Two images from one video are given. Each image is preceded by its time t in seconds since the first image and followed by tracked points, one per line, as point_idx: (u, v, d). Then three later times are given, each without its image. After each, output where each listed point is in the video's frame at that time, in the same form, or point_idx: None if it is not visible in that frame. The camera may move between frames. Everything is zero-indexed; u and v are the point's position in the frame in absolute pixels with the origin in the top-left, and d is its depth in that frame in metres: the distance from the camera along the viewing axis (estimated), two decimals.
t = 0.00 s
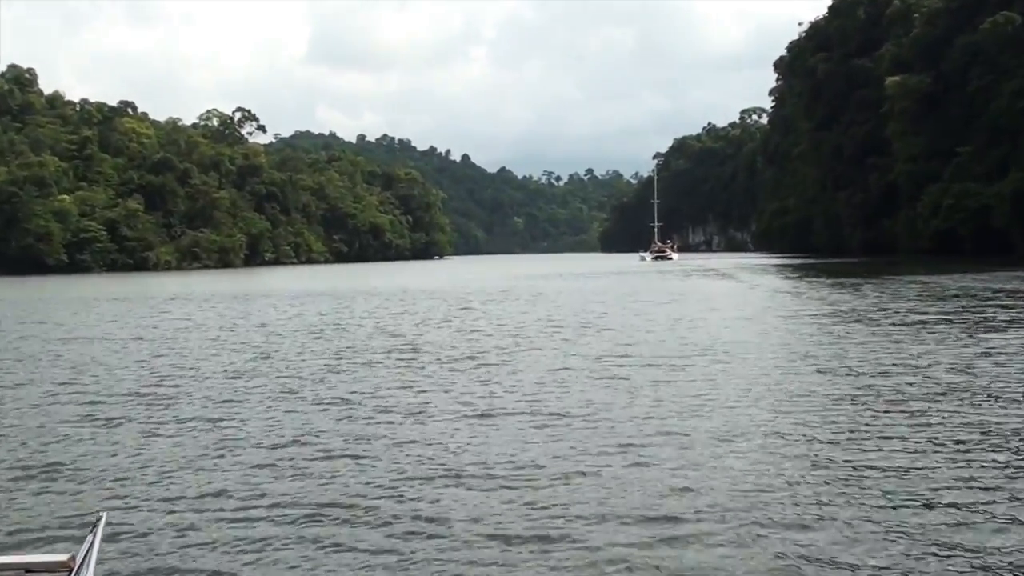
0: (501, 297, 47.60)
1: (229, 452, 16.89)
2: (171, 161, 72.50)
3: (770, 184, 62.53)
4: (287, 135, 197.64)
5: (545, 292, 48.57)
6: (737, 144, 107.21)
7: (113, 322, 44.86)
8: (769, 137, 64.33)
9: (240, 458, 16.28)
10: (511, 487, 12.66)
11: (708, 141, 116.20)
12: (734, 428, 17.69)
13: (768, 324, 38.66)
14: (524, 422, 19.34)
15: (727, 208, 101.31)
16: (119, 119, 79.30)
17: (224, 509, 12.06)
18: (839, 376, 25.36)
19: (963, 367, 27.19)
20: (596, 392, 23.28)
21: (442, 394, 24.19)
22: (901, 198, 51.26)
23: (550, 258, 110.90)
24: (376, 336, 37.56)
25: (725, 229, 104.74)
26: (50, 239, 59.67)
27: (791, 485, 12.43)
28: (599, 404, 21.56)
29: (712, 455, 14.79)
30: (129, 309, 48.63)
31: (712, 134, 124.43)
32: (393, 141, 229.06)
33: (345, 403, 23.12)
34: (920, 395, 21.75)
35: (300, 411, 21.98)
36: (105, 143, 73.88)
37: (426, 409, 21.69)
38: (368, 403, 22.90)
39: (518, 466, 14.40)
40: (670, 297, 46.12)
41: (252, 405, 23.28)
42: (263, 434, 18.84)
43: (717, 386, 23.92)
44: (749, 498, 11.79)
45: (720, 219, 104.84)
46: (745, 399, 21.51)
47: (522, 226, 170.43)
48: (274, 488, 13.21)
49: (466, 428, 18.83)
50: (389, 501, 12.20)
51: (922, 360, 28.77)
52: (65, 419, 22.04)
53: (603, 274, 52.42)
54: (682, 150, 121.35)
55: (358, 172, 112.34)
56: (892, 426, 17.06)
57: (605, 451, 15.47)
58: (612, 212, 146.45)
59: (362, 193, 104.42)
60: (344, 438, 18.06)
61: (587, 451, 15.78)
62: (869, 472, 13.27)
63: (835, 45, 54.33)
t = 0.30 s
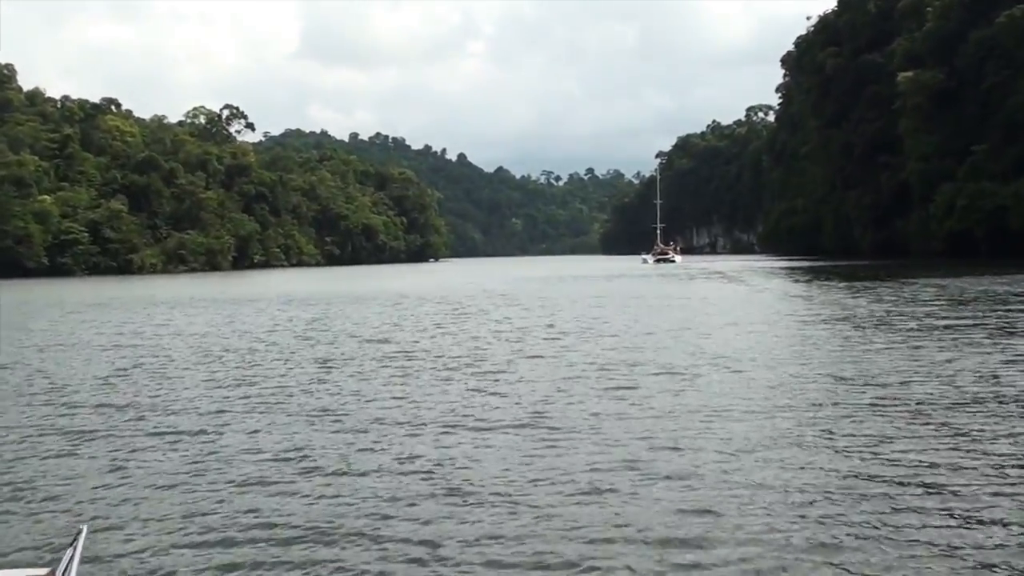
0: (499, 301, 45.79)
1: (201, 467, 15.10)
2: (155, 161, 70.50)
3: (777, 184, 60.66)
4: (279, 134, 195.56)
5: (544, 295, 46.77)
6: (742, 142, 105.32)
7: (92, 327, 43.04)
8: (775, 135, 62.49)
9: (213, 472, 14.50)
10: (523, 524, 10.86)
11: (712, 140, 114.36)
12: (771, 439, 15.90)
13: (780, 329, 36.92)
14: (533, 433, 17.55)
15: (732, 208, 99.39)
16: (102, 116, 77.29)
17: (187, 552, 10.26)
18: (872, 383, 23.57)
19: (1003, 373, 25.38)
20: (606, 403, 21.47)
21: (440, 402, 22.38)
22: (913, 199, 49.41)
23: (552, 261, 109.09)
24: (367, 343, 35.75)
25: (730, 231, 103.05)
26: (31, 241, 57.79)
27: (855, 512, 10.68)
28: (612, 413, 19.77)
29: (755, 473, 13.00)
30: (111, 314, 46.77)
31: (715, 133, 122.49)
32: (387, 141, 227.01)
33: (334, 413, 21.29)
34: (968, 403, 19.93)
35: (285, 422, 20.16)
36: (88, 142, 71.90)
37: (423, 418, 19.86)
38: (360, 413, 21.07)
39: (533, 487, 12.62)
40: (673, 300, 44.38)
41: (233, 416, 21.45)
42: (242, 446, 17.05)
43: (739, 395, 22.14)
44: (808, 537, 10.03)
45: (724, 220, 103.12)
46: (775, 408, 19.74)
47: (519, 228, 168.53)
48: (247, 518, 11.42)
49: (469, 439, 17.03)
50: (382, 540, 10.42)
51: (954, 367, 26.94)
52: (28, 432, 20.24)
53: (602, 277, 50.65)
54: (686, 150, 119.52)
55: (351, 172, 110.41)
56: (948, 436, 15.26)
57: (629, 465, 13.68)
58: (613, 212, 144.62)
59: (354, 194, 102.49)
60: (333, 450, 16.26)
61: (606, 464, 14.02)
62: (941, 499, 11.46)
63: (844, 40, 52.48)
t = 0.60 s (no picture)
0: (493, 307, 43.89)
1: (154, 487, 13.21)
2: (138, 160, 68.57)
3: (781, 187, 58.78)
4: (271, 134, 193.54)
5: (539, 301, 44.90)
6: (745, 144, 103.60)
7: (67, 332, 41.24)
8: (779, 138, 60.69)
9: (166, 495, 12.62)
10: (531, 561, 9.16)
11: (714, 142, 112.50)
12: (811, 458, 14.01)
13: (788, 338, 35.11)
14: (534, 449, 15.67)
15: (734, 212, 97.65)
16: (82, 114, 75.31)
17: None
18: (903, 396, 21.78)
19: None
20: (614, 416, 19.77)
21: (431, 416, 20.48)
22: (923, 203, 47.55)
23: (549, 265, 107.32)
24: (353, 352, 33.85)
25: (732, 235, 101.33)
26: (7, 244, 55.97)
27: (926, 557, 8.90)
28: (621, 428, 17.89)
29: (798, 504, 11.14)
30: (88, 319, 44.96)
31: (717, 135, 120.63)
32: (380, 142, 224.97)
33: (314, 427, 19.39)
34: (1015, 420, 18.13)
35: (259, 437, 18.26)
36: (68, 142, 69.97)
37: (411, 434, 17.96)
38: (342, 427, 19.18)
39: (537, 521, 10.75)
40: (674, 307, 42.57)
41: (202, 429, 19.57)
42: (205, 462, 15.15)
43: (761, 409, 20.28)
44: None
45: (727, 224, 101.39)
46: (808, 423, 17.87)
47: (514, 231, 166.66)
48: (198, 553, 9.63)
49: (463, 456, 15.13)
50: None
51: (984, 378, 25.19)
52: None
53: (599, 283, 48.81)
54: (688, 152, 117.87)
55: (341, 173, 108.44)
56: (1021, 453, 13.36)
57: (650, 490, 11.81)
58: (612, 215, 142.88)
59: (344, 195, 100.62)
60: (308, 470, 14.37)
61: (624, 487, 12.15)
62: None
63: (851, 39, 50.64)
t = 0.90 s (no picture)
0: (487, 313, 42.06)
1: (93, 519, 11.36)
2: (118, 160, 66.66)
3: (786, 190, 56.97)
4: (261, 133, 191.45)
5: (533, 307, 43.10)
6: (750, 145, 101.99)
7: (39, 337, 39.47)
8: (783, 140, 58.83)
9: (117, 530, 10.86)
10: None
11: (716, 143, 110.80)
12: (864, 486, 12.15)
13: (797, 347, 33.38)
14: (536, 468, 13.84)
15: (736, 216, 96.02)
16: (62, 111, 73.34)
17: None
18: (938, 409, 19.96)
19: None
20: (624, 429, 17.98)
21: (422, 429, 18.62)
22: (933, 206, 45.71)
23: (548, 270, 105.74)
24: (337, 361, 32.04)
25: (735, 240, 99.78)
26: None
27: None
28: (635, 444, 16.06)
29: (860, 552, 9.30)
30: (63, 324, 43.16)
31: (719, 136, 118.83)
32: (373, 142, 222.70)
33: (289, 441, 17.52)
34: None
35: (227, 452, 16.40)
36: (46, 140, 68.05)
37: (398, 450, 16.09)
38: (321, 441, 17.31)
39: (545, 572, 8.90)
40: (675, 313, 40.83)
41: (166, 443, 17.70)
42: (161, 484, 13.30)
43: (789, 424, 18.50)
44: None
45: (729, 229, 99.74)
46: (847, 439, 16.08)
47: (509, 233, 164.89)
48: None
49: (458, 477, 13.32)
50: None
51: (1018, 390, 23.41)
52: None
53: (595, 289, 47.03)
54: (690, 152, 116.22)
55: (330, 174, 106.54)
56: None
57: (680, 531, 10.01)
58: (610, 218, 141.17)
59: (333, 197, 98.73)
60: (279, 494, 12.53)
61: (646, 522, 10.37)
62: None
63: (860, 36, 48.83)
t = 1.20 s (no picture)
0: (477, 320, 40.29)
1: (22, 558, 9.59)
2: (94, 158, 64.71)
3: (788, 193, 55.31)
4: (247, 131, 189.29)
5: (526, 313, 41.34)
6: (750, 147, 100.58)
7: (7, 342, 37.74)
8: (786, 141, 57.13)
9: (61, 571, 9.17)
10: None
11: (716, 143, 109.09)
12: (934, 524, 10.35)
13: (805, 358, 31.71)
14: (546, 492, 12.07)
15: (735, 220, 94.59)
16: (36, 107, 71.31)
17: None
18: (981, 423, 18.28)
19: None
20: (637, 443, 16.33)
21: (415, 441, 16.85)
22: (941, 211, 44.02)
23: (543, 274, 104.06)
24: (318, 370, 30.26)
25: (734, 245, 98.25)
26: None
27: None
28: (655, 460, 14.31)
29: None
30: (34, 327, 41.41)
31: (719, 137, 116.99)
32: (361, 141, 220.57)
33: (264, 455, 15.75)
34: None
35: (197, 467, 14.66)
36: (19, 137, 66.07)
37: (387, 466, 14.32)
38: (299, 455, 15.53)
39: None
40: (673, 320, 39.15)
41: (129, 458, 15.96)
42: (110, 509, 11.53)
43: (825, 438, 16.75)
44: None
45: (729, 233, 98.16)
46: (899, 458, 14.30)
47: (499, 236, 163.08)
48: None
49: (456, 503, 11.63)
50: None
51: None
52: None
53: (587, 294, 45.37)
54: (689, 153, 114.78)
55: (314, 174, 104.58)
56: None
57: None
58: (604, 221, 139.59)
59: (317, 197, 96.82)
60: (245, 524, 10.75)
61: None
62: None
63: (866, 34, 47.12)
